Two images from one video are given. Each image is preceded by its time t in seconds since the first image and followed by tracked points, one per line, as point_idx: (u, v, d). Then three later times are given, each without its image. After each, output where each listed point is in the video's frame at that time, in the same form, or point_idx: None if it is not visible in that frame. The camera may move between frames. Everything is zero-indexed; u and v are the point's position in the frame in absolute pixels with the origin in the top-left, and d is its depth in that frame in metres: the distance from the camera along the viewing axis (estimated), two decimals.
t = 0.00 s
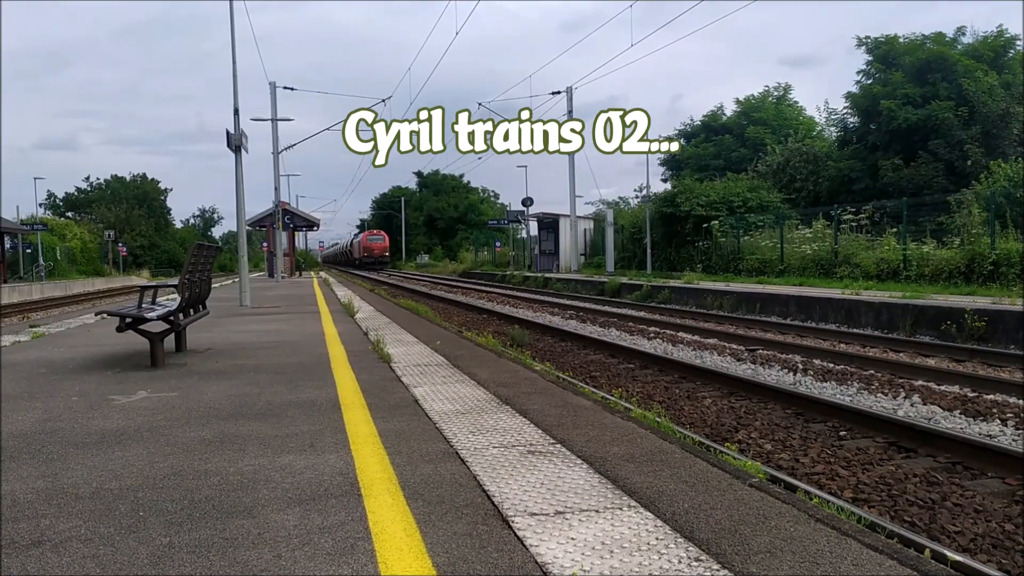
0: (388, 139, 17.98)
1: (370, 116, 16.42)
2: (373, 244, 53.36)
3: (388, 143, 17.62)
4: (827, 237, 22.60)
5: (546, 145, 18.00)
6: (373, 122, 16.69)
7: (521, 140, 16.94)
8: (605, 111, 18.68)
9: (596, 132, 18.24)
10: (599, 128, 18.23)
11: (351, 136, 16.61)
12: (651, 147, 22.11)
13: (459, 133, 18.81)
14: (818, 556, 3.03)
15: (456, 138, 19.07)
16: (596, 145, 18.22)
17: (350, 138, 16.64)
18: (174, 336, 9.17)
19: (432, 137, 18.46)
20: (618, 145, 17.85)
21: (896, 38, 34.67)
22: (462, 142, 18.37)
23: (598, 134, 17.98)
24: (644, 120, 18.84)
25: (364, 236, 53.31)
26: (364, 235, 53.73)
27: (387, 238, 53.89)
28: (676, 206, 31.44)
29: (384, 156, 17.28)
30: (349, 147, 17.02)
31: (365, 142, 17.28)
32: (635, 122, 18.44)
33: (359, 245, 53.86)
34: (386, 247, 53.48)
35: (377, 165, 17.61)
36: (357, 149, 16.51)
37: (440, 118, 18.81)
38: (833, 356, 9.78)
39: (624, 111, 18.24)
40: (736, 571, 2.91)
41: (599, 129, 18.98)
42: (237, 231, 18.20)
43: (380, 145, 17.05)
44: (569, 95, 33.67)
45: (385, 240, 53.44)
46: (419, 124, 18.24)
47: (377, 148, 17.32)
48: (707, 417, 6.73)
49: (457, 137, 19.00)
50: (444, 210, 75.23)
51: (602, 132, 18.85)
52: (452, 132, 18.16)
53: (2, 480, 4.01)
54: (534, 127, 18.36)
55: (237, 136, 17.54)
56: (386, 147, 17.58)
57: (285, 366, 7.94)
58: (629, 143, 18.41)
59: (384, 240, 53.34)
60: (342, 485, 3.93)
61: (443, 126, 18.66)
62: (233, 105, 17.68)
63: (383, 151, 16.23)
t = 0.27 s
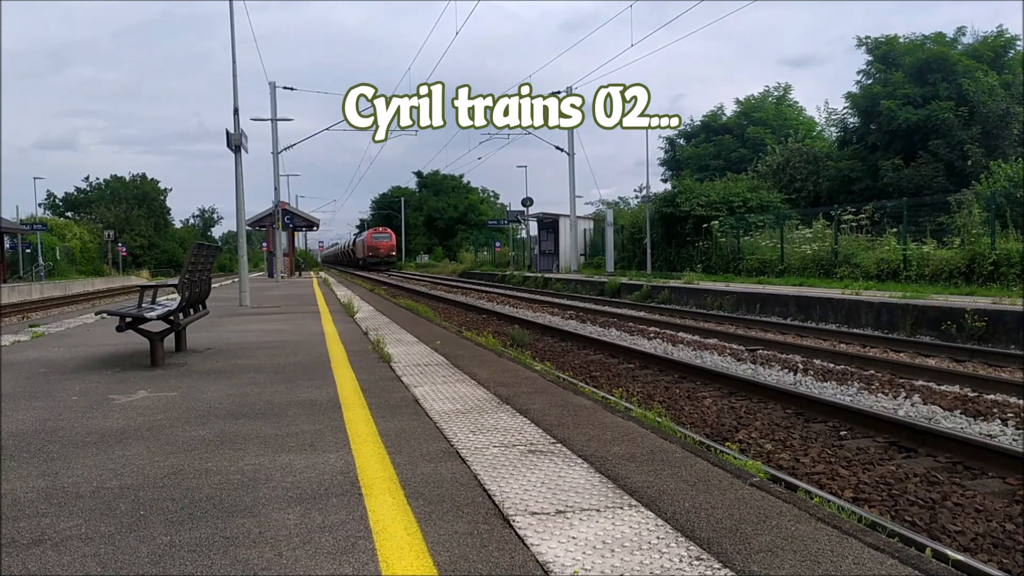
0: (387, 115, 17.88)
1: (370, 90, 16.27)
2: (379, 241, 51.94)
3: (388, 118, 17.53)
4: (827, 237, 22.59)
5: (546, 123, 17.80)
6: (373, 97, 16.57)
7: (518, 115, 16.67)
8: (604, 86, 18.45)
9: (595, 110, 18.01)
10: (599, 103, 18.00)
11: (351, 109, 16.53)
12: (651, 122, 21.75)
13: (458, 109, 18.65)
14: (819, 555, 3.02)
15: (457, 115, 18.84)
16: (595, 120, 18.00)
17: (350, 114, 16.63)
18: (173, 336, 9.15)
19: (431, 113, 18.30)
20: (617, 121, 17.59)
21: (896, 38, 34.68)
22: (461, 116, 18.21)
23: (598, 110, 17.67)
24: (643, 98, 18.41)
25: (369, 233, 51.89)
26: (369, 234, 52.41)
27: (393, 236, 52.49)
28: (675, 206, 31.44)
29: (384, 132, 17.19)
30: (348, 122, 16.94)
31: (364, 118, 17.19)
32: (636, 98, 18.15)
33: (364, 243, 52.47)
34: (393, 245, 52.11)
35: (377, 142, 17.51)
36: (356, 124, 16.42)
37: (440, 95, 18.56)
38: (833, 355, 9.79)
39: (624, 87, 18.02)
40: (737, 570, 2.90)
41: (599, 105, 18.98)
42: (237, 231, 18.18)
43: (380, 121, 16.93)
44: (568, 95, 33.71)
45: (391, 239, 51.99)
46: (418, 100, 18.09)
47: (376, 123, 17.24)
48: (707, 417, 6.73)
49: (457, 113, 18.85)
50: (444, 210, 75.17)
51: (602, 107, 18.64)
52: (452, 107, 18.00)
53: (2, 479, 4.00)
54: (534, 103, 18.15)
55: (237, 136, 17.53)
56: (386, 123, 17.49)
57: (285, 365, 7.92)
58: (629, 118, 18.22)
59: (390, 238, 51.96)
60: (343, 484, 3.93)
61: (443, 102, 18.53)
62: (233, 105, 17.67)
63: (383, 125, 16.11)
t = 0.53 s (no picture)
0: (387, 90, 17.66)
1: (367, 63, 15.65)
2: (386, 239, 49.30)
3: (388, 94, 17.32)
4: (827, 237, 22.59)
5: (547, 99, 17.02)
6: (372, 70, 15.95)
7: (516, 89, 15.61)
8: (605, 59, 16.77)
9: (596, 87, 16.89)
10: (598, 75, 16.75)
11: (351, 84, 16.01)
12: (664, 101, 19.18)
13: (459, 81, 17.84)
14: (819, 555, 3.03)
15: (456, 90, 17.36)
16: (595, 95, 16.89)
17: (350, 89, 15.95)
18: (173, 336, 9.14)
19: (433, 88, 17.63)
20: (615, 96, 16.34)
21: (896, 38, 34.68)
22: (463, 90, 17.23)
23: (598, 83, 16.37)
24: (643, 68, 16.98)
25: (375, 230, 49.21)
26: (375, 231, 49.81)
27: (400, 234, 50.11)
28: (675, 206, 31.45)
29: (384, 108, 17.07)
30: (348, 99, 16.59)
31: (365, 92, 16.99)
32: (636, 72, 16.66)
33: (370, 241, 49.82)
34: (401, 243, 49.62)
35: (378, 117, 17.34)
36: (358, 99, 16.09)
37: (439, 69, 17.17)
38: (833, 356, 9.79)
39: (624, 60, 16.67)
40: (738, 570, 2.91)
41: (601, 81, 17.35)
42: (237, 232, 18.17)
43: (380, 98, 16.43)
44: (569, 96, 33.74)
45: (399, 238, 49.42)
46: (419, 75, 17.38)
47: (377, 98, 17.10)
48: (707, 417, 6.73)
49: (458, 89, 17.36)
50: (444, 210, 75.16)
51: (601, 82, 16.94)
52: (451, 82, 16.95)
53: (4, 480, 4.01)
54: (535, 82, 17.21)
55: (237, 137, 17.54)
56: (386, 98, 17.29)
57: (285, 366, 7.92)
58: (629, 93, 17.13)
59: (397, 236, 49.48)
60: (344, 485, 3.94)
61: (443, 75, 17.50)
62: (233, 105, 17.67)
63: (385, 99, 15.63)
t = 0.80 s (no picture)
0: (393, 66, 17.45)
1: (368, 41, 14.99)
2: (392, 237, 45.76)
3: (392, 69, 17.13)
4: (827, 237, 22.60)
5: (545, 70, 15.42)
6: (369, 46, 15.33)
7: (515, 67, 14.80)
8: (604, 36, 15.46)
9: (595, 65, 16.45)
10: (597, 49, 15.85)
11: (350, 59, 15.67)
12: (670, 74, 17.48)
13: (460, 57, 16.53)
14: (819, 556, 3.03)
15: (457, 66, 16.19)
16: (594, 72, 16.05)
17: (350, 64, 15.79)
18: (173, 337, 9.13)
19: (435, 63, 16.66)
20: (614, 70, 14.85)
21: (896, 38, 34.65)
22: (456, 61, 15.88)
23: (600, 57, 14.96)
24: (647, 41, 15.96)
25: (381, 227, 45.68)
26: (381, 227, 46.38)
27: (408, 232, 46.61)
28: (675, 206, 31.47)
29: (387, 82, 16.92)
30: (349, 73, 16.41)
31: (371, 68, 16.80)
32: (639, 46, 15.81)
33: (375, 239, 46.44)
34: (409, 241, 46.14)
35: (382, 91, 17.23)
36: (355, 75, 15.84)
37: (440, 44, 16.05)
38: (833, 356, 9.79)
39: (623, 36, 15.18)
40: (737, 572, 2.91)
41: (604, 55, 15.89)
42: (237, 232, 18.16)
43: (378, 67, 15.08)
44: (569, 97, 33.75)
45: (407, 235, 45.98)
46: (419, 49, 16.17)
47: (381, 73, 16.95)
48: (707, 417, 6.75)
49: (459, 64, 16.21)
50: (444, 210, 75.21)
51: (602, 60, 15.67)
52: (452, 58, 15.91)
53: (4, 481, 4.01)
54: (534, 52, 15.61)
55: (237, 136, 17.53)
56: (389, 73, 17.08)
57: (286, 366, 7.92)
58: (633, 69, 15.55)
59: (405, 234, 45.99)
60: (345, 485, 3.93)
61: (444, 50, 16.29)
62: (233, 105, 17.68)
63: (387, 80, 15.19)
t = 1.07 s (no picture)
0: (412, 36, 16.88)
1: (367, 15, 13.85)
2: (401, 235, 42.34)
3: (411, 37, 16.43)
4: (827, 238, 22.62)
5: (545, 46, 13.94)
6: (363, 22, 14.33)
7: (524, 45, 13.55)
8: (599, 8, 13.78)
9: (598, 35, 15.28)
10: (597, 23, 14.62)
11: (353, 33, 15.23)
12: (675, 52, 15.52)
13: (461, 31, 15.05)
14: (820, 556, 3.02)
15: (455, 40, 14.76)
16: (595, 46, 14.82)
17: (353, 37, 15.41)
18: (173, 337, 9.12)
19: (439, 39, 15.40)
20: (618, 46, 13.26)
21: (896, 38, 34.63)
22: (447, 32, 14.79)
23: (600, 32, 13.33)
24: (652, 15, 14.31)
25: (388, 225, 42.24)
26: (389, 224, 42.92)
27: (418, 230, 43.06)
28: (675, 207, 31.49)
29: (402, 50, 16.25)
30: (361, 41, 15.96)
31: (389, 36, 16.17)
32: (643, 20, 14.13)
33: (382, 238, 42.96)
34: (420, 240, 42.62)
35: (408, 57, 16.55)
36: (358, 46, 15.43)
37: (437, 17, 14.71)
38: (833, 357, 9.78)
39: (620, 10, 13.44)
40: (738, 571, 2.91)
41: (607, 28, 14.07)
42: (237, 232, 18.14)
43: (375, 42, 13.61)
44: (569, 98, 33.72)
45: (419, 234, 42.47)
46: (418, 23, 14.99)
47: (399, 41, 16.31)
48: (707, 418, 6.75)
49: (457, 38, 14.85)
50: (444, 210, 75.19)
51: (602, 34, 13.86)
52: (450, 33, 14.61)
53: (3, 481, 4.01)
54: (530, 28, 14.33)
55: (237, 136, 17.53)
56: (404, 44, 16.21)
57: (286, 367, 7.91)
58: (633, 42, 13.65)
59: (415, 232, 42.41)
60: (344, 486, 3.93)
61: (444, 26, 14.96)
62: (233, 105, 17.66)
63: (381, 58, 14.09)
